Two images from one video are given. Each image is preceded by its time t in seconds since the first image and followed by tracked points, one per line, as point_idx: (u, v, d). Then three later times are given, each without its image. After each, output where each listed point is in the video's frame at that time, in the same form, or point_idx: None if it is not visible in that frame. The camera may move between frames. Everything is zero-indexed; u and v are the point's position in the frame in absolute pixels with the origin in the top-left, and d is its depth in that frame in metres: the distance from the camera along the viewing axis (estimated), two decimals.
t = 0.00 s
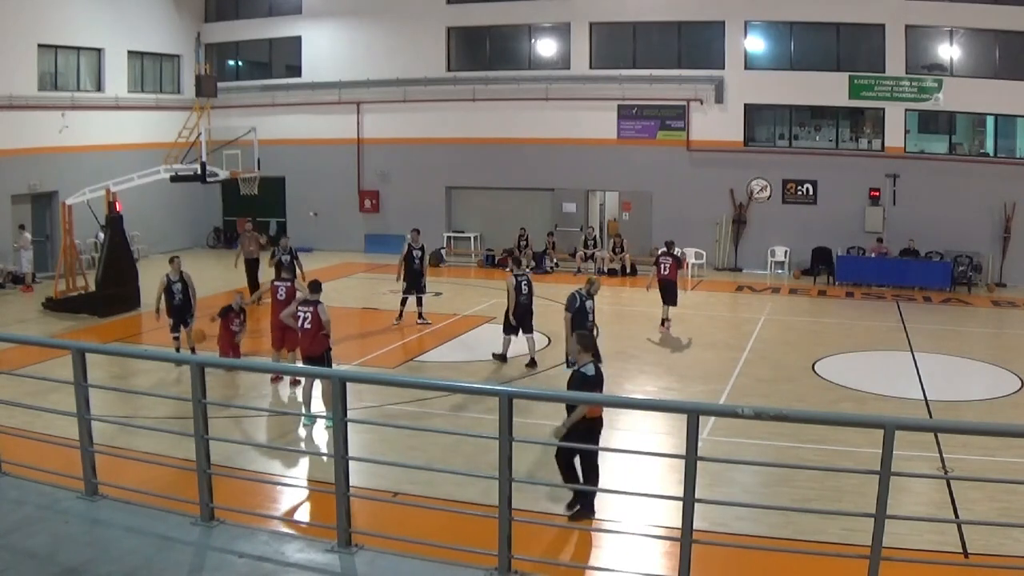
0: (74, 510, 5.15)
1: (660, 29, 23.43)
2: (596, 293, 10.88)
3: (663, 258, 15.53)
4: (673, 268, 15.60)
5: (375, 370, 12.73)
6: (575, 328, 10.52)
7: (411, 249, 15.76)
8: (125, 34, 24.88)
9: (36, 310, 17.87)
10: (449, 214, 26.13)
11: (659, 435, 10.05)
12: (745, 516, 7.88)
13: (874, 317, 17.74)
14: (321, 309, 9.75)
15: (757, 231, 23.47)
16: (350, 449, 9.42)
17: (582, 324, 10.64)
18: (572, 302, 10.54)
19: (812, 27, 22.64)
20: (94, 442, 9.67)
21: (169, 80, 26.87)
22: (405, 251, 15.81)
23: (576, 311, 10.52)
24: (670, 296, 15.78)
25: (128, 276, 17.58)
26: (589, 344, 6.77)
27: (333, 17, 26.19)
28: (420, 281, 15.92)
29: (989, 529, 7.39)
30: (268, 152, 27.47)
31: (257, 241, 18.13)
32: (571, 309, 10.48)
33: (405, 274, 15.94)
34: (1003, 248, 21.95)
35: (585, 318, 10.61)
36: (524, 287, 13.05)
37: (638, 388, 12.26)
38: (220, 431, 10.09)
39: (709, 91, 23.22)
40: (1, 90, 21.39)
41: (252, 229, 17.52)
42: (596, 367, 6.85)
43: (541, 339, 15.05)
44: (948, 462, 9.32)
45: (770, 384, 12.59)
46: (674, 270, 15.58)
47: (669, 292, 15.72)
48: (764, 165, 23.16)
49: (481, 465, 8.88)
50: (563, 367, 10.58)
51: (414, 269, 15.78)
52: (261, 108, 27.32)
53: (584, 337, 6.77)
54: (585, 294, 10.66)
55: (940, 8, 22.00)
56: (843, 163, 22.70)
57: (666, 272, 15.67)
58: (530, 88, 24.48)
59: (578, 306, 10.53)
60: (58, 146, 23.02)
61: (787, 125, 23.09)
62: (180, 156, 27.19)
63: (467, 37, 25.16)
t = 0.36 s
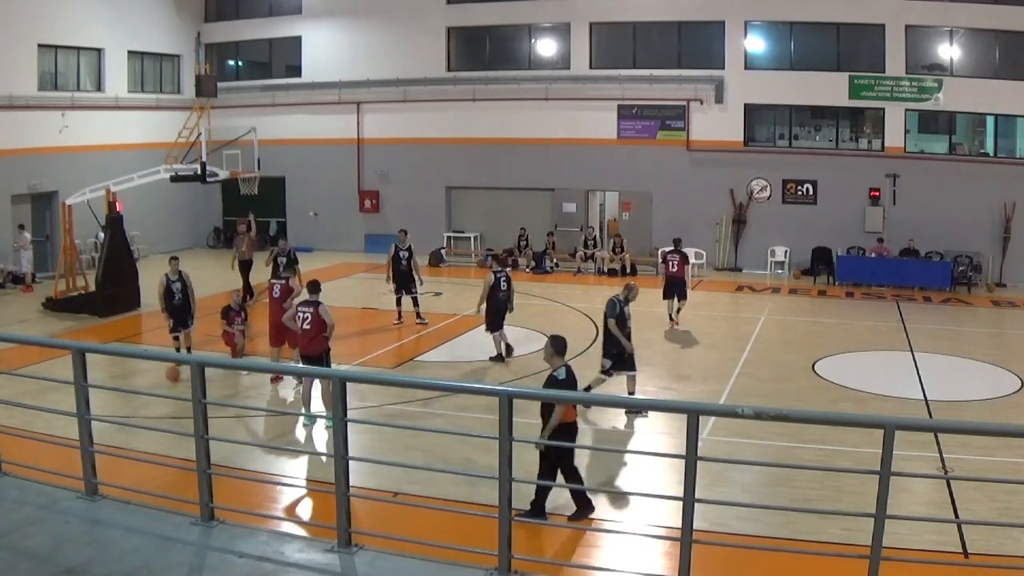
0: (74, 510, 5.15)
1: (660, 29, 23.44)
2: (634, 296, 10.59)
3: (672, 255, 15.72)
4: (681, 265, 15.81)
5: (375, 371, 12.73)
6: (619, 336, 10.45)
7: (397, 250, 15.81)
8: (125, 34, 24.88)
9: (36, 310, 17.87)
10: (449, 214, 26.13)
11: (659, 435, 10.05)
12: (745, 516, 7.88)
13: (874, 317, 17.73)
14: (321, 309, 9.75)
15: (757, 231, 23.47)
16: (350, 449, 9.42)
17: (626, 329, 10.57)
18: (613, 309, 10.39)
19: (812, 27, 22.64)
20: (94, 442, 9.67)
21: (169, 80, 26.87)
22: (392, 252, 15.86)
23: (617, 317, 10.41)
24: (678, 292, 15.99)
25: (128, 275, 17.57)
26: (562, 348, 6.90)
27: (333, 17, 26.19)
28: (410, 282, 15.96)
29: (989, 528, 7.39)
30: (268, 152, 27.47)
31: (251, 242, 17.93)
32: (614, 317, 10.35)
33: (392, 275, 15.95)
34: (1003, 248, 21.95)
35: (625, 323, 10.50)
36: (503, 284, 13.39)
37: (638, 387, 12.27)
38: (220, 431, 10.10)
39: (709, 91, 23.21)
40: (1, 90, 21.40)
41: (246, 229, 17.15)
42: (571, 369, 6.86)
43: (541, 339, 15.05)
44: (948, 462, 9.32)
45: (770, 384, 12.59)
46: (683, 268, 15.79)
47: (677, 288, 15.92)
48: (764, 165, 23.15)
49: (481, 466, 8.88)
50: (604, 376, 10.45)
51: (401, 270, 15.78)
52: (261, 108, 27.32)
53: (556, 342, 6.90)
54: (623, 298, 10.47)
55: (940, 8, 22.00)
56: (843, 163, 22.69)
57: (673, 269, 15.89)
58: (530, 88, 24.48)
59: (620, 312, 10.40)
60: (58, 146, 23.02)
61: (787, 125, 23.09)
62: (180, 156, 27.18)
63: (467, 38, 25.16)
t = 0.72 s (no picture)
0: (74, 510, 5.15)
1: (660, 29, 23.45)
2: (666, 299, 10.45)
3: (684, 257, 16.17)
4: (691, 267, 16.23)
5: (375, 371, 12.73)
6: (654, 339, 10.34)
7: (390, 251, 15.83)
8: (125, 34, 24.88)
9: (36, 310, 17.87)
10: (449, 214, 26.13)
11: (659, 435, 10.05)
12: (745, 516, 7.88)
13: (874, 317, 17.73)
14: (321, 309, 9.74)
15: (757, 231, 23.46)
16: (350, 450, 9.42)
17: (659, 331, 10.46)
18: (647, 312, 10.33)
19: (812, 27, 22.64)
20: (94, 442, 9.68)
21: (169, 80, 26.86)
22: (385, 252, 15.90)
23: (651, 320, 10.34)
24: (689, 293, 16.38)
25: (128, 275, 17.57)
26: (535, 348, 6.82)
27: (333, 17, 26.19)
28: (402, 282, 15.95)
29: (989, 529, 7.39)
30: (268, 152, 27.47)
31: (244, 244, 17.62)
32: (648, 319, 10.29)
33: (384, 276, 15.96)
34: (1003, 248, 21.96)
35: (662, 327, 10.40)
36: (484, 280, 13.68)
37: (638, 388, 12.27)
38: (220, 431, 10.10)
39: (709, 91, 23.21)
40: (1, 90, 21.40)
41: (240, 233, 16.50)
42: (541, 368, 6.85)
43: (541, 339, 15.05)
44: (948, 462, 9.32)
45: (770, 384, 12.59)
46: (694, 268, 16.30)
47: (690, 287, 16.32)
48: (764, 165, 23.14)
49: (481, 466, 8.88)
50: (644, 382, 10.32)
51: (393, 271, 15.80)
52: (261, 108, 27.31)
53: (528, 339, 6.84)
54: (658, 300, 10.43)
55: (940, 8, 22.01)
56: (843, 163, 22.69)
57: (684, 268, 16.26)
58: (530, 88, 24.48)
59: (654, 315, 10.32)
60: (58, 146, 23.01)
61: (787, 125, 23.08)
62: (180, 156, 27.17)
63: (467, 38, 25.16)
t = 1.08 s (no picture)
0: (74, 510, 5.15)
1: (660, 29, 23.45)
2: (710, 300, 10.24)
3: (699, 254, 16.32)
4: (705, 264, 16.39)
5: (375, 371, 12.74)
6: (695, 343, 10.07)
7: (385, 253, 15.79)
8: (125, 34, 24.88)
9: (35, 310, 17.87)
10: (449, 214, 26.13)
11: (659, 435, 10.06)
12: (745, 516, 7.89)
13: (874, 317, 17.73)
14: (322, 308, 9.72)
15: (757, 231, 23.46)
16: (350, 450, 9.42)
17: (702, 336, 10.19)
18: (689, 316, 10.09)
19: (812, 28, 22.64)
20: (94, 442, 9.68)
21: (169, 80, 26.86)
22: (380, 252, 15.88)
23: (693, 324, 10.10)
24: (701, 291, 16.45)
25: (128, 275, 17.57)
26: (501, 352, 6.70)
27: (333, 17, 26.19)
28: (396, 284, 15.96)
29: (989, 529, 7.39)
30: (268, 152, 27.47)
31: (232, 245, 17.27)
32: (691, 323, 10.04)
33: (377, 276, 15.96)
34: (1002, 248, 21.96)
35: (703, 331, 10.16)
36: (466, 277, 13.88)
37: (638, 388, 12.26)
38: (220, 431, 10.10)
39: (709, 91, 23.21)
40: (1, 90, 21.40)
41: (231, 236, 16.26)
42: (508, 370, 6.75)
43: (542, 340, 15.04)
44: (948, 462, 9.32)
45: (769, 384, 12.59)
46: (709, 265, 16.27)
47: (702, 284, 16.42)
48: (763, 165, 23.14)
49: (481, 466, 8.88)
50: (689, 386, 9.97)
51: (387, 273, 15.80)
52: (261, 108, 27.31)
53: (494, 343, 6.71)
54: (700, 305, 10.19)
55: (940, 8, 22.01)
56: (843, 163, 22.69)
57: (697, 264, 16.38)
58: (530, 88, 24.49)
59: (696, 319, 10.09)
60: (58, 146, 23.01)
61: (787, 125, 23.08)
62: (180, 156, 27.17)
63: (467, 38, 25.16)
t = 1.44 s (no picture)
0: (74, 510, 5.15)
1: (660, 29, 23.45)
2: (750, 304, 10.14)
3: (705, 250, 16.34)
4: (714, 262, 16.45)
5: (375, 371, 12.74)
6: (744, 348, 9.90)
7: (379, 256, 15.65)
8: (125, 34, 24.87)
9: (35, 310, 17.86)
10: (449, 214, 26.12)
11: (659, 435, 10.06)
12: (745, 516, 7.88)
13: (874, 317, 17.73)
14: (324, 308, 9.75)
15: (757, 231, 23.46)
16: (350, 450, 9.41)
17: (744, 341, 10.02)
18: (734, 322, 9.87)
19: (812, 28, 22.65)
20: (94, 442, 9.68)
21: (169, 80, 26.86)
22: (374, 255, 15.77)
23: (741, 329, 9.90)
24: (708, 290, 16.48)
25: (128, 276, 17.57)
26: (467, 353, 6.60)
27: (333, 17, 26.19)
28: (388, 287, 15.91)
29: (989, 529, 7.39)
30: (268, 152, 27.47)
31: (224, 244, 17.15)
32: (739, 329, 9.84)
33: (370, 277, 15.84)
34: (1002, 248, 21.96)
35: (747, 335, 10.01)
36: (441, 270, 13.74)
37: (638, 388, 12.27)
38: (220, 432, 10.10)
39: (709, 91, 23.21)
40: (1, 90, 21.40)
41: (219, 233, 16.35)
42: (476, 368, 6.65)
43: (542, 339, 15.04)
44: (947, 462, 9.32)
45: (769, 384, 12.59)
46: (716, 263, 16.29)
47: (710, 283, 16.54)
48: (763, 165, 23.13)
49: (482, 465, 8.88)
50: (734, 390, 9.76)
51: (380, 276, 15.70)
52: (261, 108, 27.31)
53: (462, 343, 6.61)
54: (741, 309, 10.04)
55: (940, 8, 22.01)
56: (843, 163, 22.69)
57: (707, 263, 16.43)
58: (530, 88, 24.49)
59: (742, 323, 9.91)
60: (58, 146, 23.02)
61: (788, 125, 23.08)
62: (180, 156, 27.17)
63: (468, 38, 25.16)
